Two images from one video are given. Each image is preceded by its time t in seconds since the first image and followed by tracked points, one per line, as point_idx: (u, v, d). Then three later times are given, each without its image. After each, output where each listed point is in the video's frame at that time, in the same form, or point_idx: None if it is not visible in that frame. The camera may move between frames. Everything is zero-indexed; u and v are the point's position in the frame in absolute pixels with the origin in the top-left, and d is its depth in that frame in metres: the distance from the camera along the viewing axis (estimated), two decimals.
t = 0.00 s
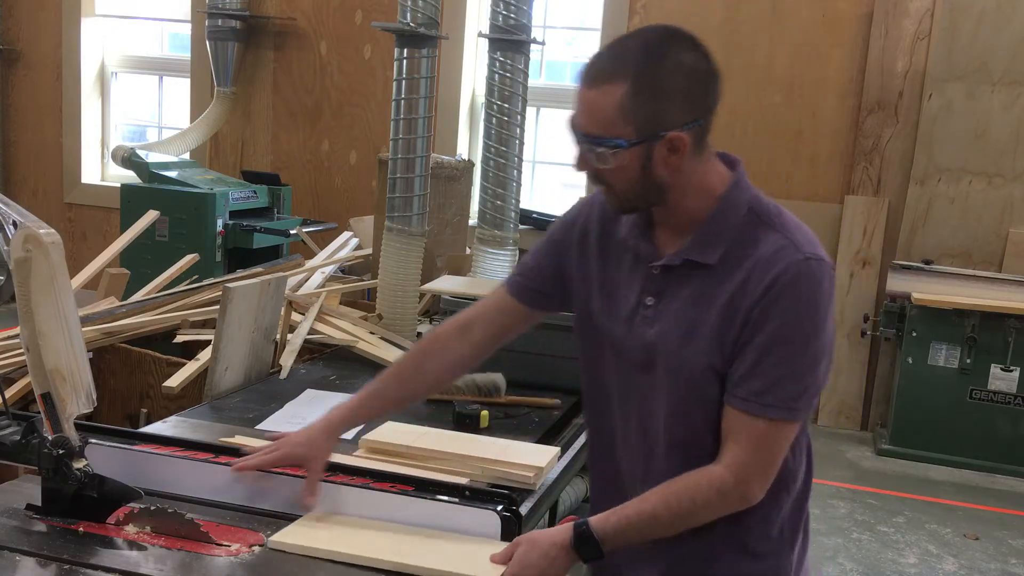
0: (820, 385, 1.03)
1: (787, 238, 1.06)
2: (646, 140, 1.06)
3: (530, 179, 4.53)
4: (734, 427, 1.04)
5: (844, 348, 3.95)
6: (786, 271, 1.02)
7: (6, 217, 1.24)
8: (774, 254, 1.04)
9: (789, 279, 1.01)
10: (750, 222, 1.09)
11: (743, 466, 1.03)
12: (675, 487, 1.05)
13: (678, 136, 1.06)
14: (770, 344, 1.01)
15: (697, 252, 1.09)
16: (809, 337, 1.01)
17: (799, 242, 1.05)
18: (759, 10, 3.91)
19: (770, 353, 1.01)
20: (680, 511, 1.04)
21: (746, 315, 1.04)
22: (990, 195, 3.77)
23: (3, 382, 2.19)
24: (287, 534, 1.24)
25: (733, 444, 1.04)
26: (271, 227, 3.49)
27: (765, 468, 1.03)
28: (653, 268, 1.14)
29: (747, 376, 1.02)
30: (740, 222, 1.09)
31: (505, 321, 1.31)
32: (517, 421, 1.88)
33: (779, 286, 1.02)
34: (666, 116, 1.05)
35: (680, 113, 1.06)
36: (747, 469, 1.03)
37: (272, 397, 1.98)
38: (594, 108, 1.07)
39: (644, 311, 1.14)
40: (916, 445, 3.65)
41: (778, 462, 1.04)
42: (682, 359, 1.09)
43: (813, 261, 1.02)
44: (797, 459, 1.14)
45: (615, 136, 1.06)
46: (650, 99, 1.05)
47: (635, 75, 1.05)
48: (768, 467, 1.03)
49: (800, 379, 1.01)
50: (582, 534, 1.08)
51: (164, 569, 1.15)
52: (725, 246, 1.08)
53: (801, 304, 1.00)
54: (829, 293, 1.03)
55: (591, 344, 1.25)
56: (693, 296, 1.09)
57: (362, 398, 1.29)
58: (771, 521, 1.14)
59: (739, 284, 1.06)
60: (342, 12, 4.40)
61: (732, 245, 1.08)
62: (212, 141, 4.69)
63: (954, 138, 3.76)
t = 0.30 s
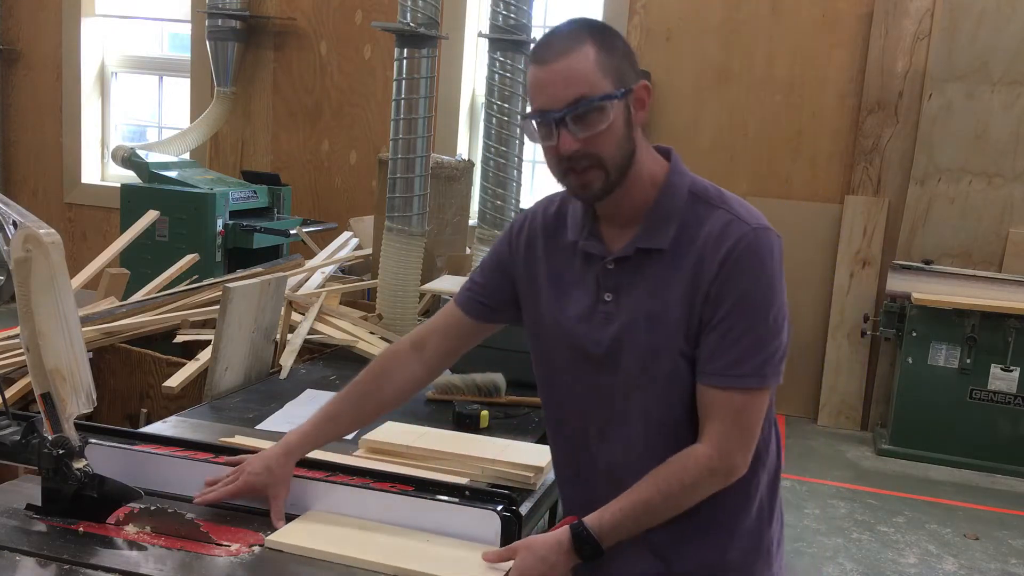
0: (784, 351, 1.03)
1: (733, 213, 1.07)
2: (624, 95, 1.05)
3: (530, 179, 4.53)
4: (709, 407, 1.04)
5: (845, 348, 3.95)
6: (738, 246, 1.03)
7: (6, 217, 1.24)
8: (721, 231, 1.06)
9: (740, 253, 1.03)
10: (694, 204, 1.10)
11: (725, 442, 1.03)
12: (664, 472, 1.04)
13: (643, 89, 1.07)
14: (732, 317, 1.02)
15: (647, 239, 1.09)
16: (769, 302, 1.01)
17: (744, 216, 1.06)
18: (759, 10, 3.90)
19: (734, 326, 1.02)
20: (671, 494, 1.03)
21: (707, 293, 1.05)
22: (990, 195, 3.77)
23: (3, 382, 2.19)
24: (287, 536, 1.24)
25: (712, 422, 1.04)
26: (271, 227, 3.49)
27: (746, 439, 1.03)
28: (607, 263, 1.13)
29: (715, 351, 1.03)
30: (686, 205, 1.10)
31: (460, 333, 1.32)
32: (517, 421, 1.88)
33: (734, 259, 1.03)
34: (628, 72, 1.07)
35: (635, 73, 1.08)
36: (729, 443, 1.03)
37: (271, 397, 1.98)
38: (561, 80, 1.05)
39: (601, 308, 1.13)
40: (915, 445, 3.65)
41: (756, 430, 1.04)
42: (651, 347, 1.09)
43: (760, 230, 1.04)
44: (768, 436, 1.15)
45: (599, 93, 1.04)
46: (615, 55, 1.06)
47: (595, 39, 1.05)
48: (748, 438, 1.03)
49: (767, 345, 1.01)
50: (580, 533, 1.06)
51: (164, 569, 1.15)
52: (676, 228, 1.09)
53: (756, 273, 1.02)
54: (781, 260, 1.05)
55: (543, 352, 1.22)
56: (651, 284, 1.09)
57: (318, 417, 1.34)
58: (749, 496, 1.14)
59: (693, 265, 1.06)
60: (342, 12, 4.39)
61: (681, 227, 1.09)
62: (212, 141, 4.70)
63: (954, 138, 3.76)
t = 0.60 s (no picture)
0: (769, 340, 1.04)
1: (707, 207, 1.07)
2: (556, 121, 1.04)
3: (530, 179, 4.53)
4: (704, 399, 1.04)
5: (845, 348, 3.95)
6: (715, 239, 1.03)
7: (6, 217, 1.24)
8: (696, 225, 1.06)
9: (718, 245, 1.03)
10: (669, 198, 1.10)
11: (723, 431, 1.03)
12: (671, 466, 1.03)
13: (586, 111, 1.05)
14: (715, 310, 1.02)
15: (624, 235, 1.09)
16: (748, 295, 1.01)
17: (718, 209, 1.06)
18: (759, 10, 3.90)
19: (715, 320, 1.02)
20: (678, 485, 1.03)
21: (687, 287, 1.05)
22: (990, 195, 3.77)
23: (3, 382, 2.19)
24: (286, 536, 1.24)
25: (709, 413, 1.04)
26: (271, 227, 3.49)
27: (743, 427, 1.03)
28: (587, 260, 1.13)
29: (701, 345, 1.03)
30: (661, 200, 1.10)
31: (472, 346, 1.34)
32: (517, 421, 1.88)
33: (713, 252, 1.03)
34: (571, 92, 1.04)
35: (584, 89, 1.05)
36: (727, 432, 1.03)
37: (271, 397, 1.98)
38: (498, 102, 1.06)
39: (585, 305, 1.13)
40: (915, 445, 3.65)
41: (752, 417, 1.04)
42: (635, 343, 1.09)
43: (736, 223, 1.04)
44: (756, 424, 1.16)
45: (527, 119, 1.04)
46: (553, 79, 1.04)
47: (534, 62, 1.04)
48: (744, 426, 1.04)
49: (752, 335, 1.02)
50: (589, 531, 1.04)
51: (164, 569, 1.15)
52: (651, 225, 1.09)
53: (735, 265, 1.02)
54: (758, 250, 1.05)
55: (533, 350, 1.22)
56: (632, 280, 1.09)
57: (347, 412, 1.33)
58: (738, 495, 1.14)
59: (672, 260, 1.06)
60: (342, 12, 4.39)
61: (658, 221, 1.09)
62: (212, 141, 4.70)
63: (954, 138, 3.76)
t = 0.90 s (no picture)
0: (752, 342, 1.01)
1: (690, 206, 1.05)
2: (526, 123, 1.05)
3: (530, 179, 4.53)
4: (687, 402, 1.03)
5: (845, 348, 3.95)
6: (694, 240, 1.01)
7: (6, 217, 1.24)
8: (678, 224, 1.04)
9: (698, 246, 1.01)
10: (655, 196, 1.08)
11: (706, 435, 1.01)
12: (654, 471, 1.03)
13: (555, 115, 1.05)
14: (694, 312, 1.00)
15: (608, 234, 1.09)
16: (727, 296, 0.99)
17: (700, 209, 1.04)
18: (759, 10, 3.90)
19: (693, 321, 1.00)
20: (661, 489, 1.02)
21: (666, 288, 1.03)
22: (990, 195, 3.77)
23: (3, 382, 2.19)
24: (286, 535, 1.24)
25: (693, 416, 1.02)
26: (271, 227, 3.49)
27: (727, 431, 1.02)
28: (575, 257, 1.13)
29: (680, 348, 1.02)
30: (646, 199, 1.08)
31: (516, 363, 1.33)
32: (517, 421, 1.89)
33: (691, 253, 1.01)
34: (541, 95, 1.04)
35: (555, 93, 1.05)
36: (710, 436, 1.01)
37: (271, 397, 1.98)
38: (473, 102, 1.08)
39: (573, 303, 1.13)
40: (915, 445, 3.65)
41: (739, 420, 1.03)
42: (616, 344, 1.08)
43: (716, 224, 1.02)
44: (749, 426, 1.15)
45: (497, 122, 1.06)
46: (523, 83, 1.04)
47: (505, 64, 1.05)
48: (729, 430, 1.02)
49: (730, 338, 0.99)
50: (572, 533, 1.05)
51: (165, 569, 1.15)
52: (633, 223, 1.08)
53: (713, 268, 1.00)
54: (741, 250, 1.02)
55: (532, 347, 1.23)
56: (615, 279, 1.08)
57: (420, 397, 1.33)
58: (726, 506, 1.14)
59: (653, 260, 1.05)
60: (342, 12, 4.39)
61: (642, 220, 1.08)
62: (212, 141, 4.69)
63: (954, 138, 3.76)
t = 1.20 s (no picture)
0: (745, 322, 1.01)
1: (679, 191, 1.06)
2: (572, 80, 1.05)
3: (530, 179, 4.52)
4: (683, 387, 1.02)
5: (845, 348, 3.95)
6: (681, 221, 1.02)
7: (6, 217, 1.24)
8: (665, 208, 1.05)
9: (684, 227, 1.01)
10: (646, 182, 1.09)
11: (702, 418, 1.00)
12: (652, 457, 1.01)
13: (597, 75, 1.06)
14: (685, 293, 1.00)
15: (601, 219, 1.10)
16: (717, 275, 0.99)
17: (688, 192, 1.05)
18: (759, 10, 3.90)
19: (683, 303, 1.00)
20: (660, 476, 1.00)
21: (655, 270, 1.04)
22: (990, 195, 3.77)
23: (4, 382, 2.19)
24: (286, 535, 1.24)
25: (689, 401, 1.01)
26: (271, 227, 3.49)
27: (723, 413, 1.00)
28: (569, 247, 1.14)
29: (672, 330, 1.01)
30: (638, 185, 1.09)
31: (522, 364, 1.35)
32: (516, 421, 1.89)
33: (678, 234, 1.01)
34: (579, 58, 1.06)
35: (588, 58, 1.07)
36: (707, 419, 1.00)
37: (271, 397, 1.98)
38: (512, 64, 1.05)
39: (568, 292, 1.14)
40: (916, 445, 3.65)
41: (736, 404, 1.01)
42: (609, 330, 1.08)
43: (702, 205, 1.02)
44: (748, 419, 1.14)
45: (545, 76, 1.04)
46: (564, 43, 1.06)
47: (542, 29, 1.06)
48: (725, 412, 1.01)
49: (720, 317, 0.99)
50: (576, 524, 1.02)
51: (164, 569, 1.15)
52: (626, 208, 1.09)
53: (700, 246, 1.00)
54: (730, 231, 1.02)
55: (534, 342, 1.23)
56: (607, 265, 1.09)
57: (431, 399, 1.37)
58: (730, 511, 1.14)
59: (642, 244, 1.06)
60: (342, 12, 4.40)
61: (633, 206, 1.09)
62: (212, 141, 4.69)
63: (954, 138, 3.76)
